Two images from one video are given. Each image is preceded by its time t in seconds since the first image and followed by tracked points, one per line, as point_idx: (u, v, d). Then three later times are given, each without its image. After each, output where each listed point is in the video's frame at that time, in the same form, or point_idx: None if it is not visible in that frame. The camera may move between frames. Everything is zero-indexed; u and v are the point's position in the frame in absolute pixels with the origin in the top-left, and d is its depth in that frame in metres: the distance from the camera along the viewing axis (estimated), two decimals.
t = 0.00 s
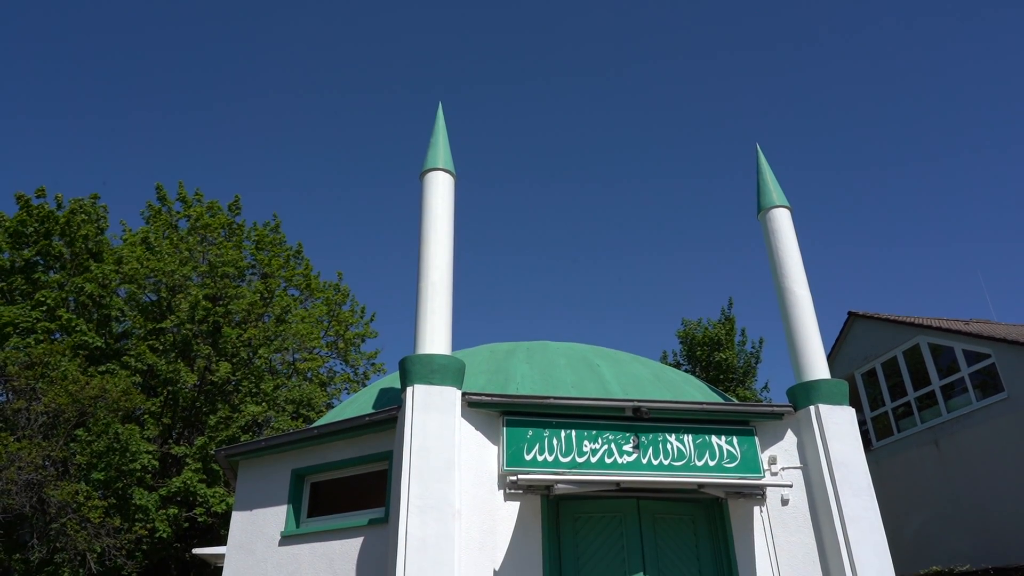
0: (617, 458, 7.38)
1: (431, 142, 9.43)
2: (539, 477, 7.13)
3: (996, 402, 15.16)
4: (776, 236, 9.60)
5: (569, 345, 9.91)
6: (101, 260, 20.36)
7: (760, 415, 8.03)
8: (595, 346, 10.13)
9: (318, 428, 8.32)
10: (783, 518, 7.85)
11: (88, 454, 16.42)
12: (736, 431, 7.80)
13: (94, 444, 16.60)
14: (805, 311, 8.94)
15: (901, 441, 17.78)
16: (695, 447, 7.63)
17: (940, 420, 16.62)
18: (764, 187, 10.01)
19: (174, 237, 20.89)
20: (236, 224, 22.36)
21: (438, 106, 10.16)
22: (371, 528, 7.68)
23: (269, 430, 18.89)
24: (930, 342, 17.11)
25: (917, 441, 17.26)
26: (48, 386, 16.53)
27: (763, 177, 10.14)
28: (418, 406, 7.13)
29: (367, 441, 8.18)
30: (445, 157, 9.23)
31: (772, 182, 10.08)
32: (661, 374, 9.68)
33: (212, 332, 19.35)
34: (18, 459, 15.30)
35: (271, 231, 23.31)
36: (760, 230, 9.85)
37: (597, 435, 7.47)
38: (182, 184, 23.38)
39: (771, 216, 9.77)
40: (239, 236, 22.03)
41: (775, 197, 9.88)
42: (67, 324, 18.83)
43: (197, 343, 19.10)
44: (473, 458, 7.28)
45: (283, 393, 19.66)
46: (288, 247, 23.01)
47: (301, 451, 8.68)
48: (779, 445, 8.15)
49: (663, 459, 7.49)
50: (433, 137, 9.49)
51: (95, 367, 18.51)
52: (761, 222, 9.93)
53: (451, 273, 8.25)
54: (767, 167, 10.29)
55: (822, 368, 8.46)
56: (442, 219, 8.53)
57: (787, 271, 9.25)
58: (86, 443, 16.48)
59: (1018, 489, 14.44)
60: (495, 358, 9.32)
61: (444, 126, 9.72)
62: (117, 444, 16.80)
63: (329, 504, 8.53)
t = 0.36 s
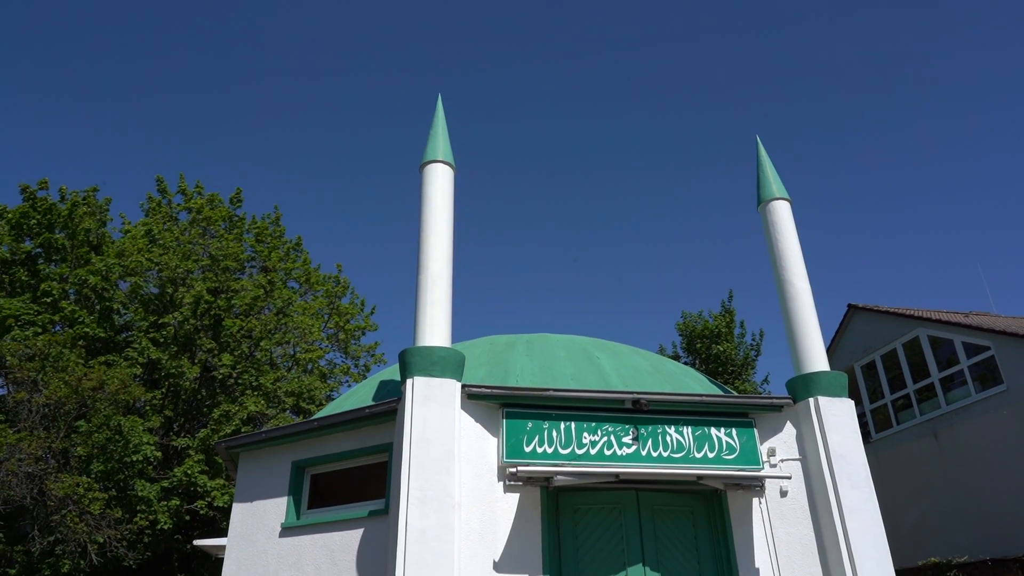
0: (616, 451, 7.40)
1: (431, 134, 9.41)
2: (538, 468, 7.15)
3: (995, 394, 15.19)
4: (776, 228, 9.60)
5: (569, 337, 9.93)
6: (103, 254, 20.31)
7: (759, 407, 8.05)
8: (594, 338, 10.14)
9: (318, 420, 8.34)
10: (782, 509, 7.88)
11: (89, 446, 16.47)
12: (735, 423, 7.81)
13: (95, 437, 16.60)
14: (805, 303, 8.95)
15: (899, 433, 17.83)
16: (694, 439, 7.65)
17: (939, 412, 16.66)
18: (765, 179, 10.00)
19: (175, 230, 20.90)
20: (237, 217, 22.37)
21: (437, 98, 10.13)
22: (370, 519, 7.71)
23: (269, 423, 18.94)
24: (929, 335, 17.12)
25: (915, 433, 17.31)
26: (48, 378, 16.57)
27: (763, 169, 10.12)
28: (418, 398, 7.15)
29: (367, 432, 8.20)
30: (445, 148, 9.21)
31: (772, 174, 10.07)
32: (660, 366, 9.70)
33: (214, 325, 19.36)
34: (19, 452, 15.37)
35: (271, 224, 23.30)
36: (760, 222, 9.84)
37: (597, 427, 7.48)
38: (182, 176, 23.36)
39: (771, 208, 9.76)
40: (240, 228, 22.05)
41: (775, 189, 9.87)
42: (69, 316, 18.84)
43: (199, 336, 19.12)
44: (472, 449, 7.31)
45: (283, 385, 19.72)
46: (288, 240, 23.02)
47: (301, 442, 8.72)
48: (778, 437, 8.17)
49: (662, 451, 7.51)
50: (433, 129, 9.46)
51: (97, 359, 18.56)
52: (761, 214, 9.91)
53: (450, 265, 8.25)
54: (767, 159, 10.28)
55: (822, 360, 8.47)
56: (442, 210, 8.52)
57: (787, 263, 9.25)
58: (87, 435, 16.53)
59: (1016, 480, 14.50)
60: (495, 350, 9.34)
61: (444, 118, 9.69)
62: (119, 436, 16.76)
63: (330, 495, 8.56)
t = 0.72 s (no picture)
0: (616, 444, 7.40)
1: (431, 127, 9.39)
2: (538, 461, 7.15)
3: (994, 388, 15.20)
4: (776, 221, 9.59)
5: (568, 330, 9.93)
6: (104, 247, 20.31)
7: (759, 400, 8.06)
8: (594, 331, 10.14)
9: (318, 413, 8.36)
10: (781, 502, 7.90)
11: (90, 439, 16.48)
12: (734, 416, 7.82)
13: (96, 430, 16.61)
14: (805, 296, 8.95)
15: (899, 426, 17.86)
16: (693, 432, 7.66)
17: (938, 406, 16.67)
18: (765, 173, 9.98)
19: (175, 223, 20.89)
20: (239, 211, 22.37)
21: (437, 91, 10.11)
22: (370, 512, 7.74)
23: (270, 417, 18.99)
24: (929, 328, 17.13)
25: (915, 426, 17.35)
26: (48, 372, 16.57)
27: (763, 162, 10.11)
28: (418, 391, 7.16)
29: (366, 426, 8.23)
30: (445, 141, 9.19)
31: (772, 167, 10.05)
32: (660, 359, 9.71)
33: (214, 319, 19.36)
34: (20, 445, 15.39)
35: (272, 218, 23.27)
36: (760, 216, 9.83)
37: (596, 420, 7.49)
38: (183, 169, 23.34)
39: (771, 201, 9.74)
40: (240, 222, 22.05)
41: (775, 183, 9.85)
42: (71, 309, 18.84)
43: (200, 329, 19.14)
44: (472, 442, 7.33)
45: (283, 378, 19.77)
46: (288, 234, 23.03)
47: (302, 435, 8.73)
48: (778, 430, 8.18)
49: (662, 443, 7.52)
50: (433, 122, 9.44)
51: (98, 353, 18.58)
52: (761, 207, 9.90)
53: (450, 258, 8.24)
54: (768, 152, 10.26)
55: (821, 354, 8.47)
56: (441, 203, 8.51)
57: (787, 256, 9.24)
58: (88, 429, 16.55)
59: (1014, 473, 14.54)
60: (495, 343, 9.34)
61: (444, 111, 9.68)
62: (119, 428, 16.83)
63: (330, 488, 8.59)
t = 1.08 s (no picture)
0: (615, 437, 7.42)
1: (431, 120, 9.37)
2: (538, 454, 7.16)
3: (994, 381, 15.21)
4: (776, 214, 9.58)
5: (568, 324, 9.93)
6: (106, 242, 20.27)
7: (758, 393, 8.08)
8: (594, 325, 10.15)
9: (318, 406, 8.37)
10: (780, 495, 7.93)
11: (92, 432, 16.48)
12: (733, 410, 7.83)
13: (97, 423, 16.62)
14: (804, 290, 8.96)
15: (898, 420, 17.89)
16: (692, 425, 7.67)
17: (938, 399, 16.69)
18: (765, 166, 9.97)
19: (175, 216, 20.88)
20: (239, 205, 22.35)
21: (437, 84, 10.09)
22: (370, 505, 7.76)
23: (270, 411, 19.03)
24: (928, 322, 17.14)
25: (914, 420, 17.38)
26: (48, 365, 16.55)
27: (764, 156, 10.09)
28: (417, 384, 7.17)
29: (366, 419, 8.24)
30: (445, 135, 9.18)
31: (773, 160, 10.04)
32: (660, 353, 9.72)
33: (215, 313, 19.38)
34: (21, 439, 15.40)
35: (272, 211, 23.26)
36: (760, 209, 9.82)
37: (596, 413, 7.50)
38: (184, 162, 23.33)
39: (771, 195, 9.73)
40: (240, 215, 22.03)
41: (775, 176, 9.84)
42: (72, 303, 18.83)
43: (201, 323, 19.15)
44: (472, 436, 7.34)
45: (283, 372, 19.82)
46: (289, 227, 23.04)
47: (302, 428, 8.75)
48: (777, 424, 8.20)
49: (661, 437, 7.53)
50: (433, 115, 9.43)
51: (99, 347, 18.59)
52: (761, 200, 9.90)
53: (450, 252, 8.24)
54: (768, 145, 10.25)
55: (821, 347, 8.48)
56: (441, 197, 8.50)
57: (787, 250, 9.24)
58: (89, 422, 16.55)
59: (1013, 466, 14.57)
60: (495, 337, 9.35)
61: (444, 104, 9.66)
62: (120, 421, 16.84)
63: (330, 482, 8.61)
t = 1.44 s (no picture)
0: (615, 430, 7.43)
1: (431, 113, 9.36)
2: (538, 448, 7.18)
3: (994, 375, 15.22)
4: (777, 208, 9.57)
5: (568, 318, 9.95)
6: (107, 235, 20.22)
7: (758, 387, 8.09)
8: (594, 319, 10.16)
9: (318, 399, 8.39)
10: (779, 489, 7.95)
11: (93, 426, 16.52)
12: (733, 403, 7.85)
13: (98, 417, 16.66)
14: (804, 283, 8.96)
15: (897, 414, 17.93)
16: (692, 419, 7.69)
17: (937, 393, 16.72)
18: (766, 160, 9.96)
19: (175, 210, 20.88)
20: (239, 199, 22.34)
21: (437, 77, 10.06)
22: (371, 498, 7.79)
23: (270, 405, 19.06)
24: (928, 316, 17.14)
25: (913, 414, 17.42)
26: (49, 359, 16.57)
27: (764, 149, 10.08)
28: (418, 377, 7.18)
29: (367, 413, 8.26)
30: (445, 128, 9.16)
31: (773, 154, 10.03)
32: (659, 346, 9.74)
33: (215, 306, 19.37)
34: (23, 433, 15.44)
35: (271, 205, 23.27)
36: (761, 203, 9.81)
37: (596, 407, 7.51)
38: (184, 156, 23.30)
39: (772, 188, 9.73)
40: (240, 209, 22.01)
41: (776, 170, 9.84)
42: (73, 297, 18.83)
43: (201, 316, 19.13)
44: (472, 429, 7.36)
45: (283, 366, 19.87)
46: (289, 221, 23.04)
47: (302, 422, 8.77)
48: (777, 417, 8.22)
49: (661, 430, 7.55)
50: (433, 109, 9.41)
51: (100, 341, 18.60)
52: (761, 194, 9.90)
53: (451, 245, 8.24)
54: (768, 139, 10.23)
55: (820, 341, 8.49)
56: (442, 190, 8.50)
57: (787, 244, 9.24)
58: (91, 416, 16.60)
59: (1012, 460, 14.60)
60: (495, 330, 9.36)
61: (444, 97, 9.64)
62: (122, 414, 16.89)
63: (330, 475, 8.64)
